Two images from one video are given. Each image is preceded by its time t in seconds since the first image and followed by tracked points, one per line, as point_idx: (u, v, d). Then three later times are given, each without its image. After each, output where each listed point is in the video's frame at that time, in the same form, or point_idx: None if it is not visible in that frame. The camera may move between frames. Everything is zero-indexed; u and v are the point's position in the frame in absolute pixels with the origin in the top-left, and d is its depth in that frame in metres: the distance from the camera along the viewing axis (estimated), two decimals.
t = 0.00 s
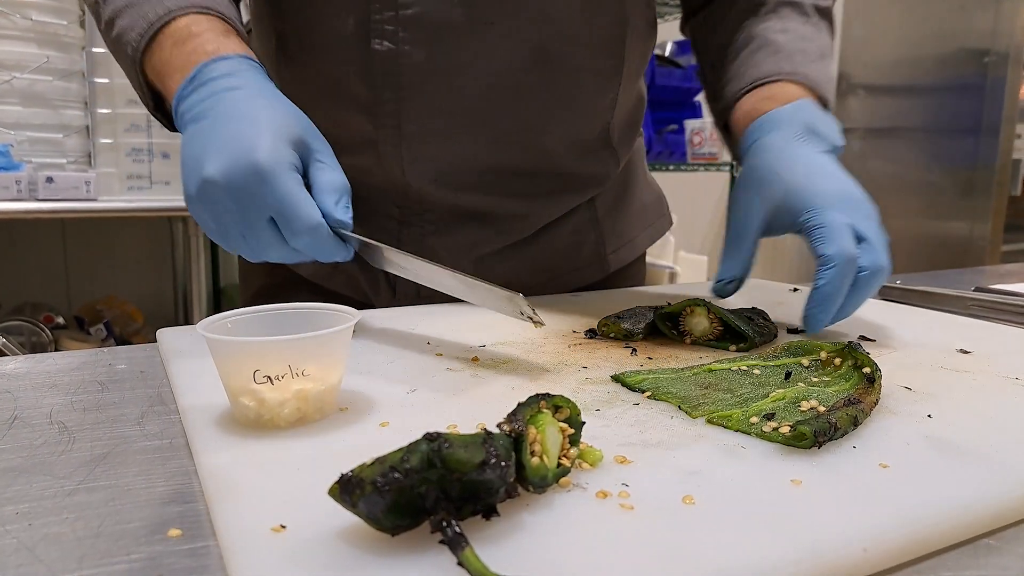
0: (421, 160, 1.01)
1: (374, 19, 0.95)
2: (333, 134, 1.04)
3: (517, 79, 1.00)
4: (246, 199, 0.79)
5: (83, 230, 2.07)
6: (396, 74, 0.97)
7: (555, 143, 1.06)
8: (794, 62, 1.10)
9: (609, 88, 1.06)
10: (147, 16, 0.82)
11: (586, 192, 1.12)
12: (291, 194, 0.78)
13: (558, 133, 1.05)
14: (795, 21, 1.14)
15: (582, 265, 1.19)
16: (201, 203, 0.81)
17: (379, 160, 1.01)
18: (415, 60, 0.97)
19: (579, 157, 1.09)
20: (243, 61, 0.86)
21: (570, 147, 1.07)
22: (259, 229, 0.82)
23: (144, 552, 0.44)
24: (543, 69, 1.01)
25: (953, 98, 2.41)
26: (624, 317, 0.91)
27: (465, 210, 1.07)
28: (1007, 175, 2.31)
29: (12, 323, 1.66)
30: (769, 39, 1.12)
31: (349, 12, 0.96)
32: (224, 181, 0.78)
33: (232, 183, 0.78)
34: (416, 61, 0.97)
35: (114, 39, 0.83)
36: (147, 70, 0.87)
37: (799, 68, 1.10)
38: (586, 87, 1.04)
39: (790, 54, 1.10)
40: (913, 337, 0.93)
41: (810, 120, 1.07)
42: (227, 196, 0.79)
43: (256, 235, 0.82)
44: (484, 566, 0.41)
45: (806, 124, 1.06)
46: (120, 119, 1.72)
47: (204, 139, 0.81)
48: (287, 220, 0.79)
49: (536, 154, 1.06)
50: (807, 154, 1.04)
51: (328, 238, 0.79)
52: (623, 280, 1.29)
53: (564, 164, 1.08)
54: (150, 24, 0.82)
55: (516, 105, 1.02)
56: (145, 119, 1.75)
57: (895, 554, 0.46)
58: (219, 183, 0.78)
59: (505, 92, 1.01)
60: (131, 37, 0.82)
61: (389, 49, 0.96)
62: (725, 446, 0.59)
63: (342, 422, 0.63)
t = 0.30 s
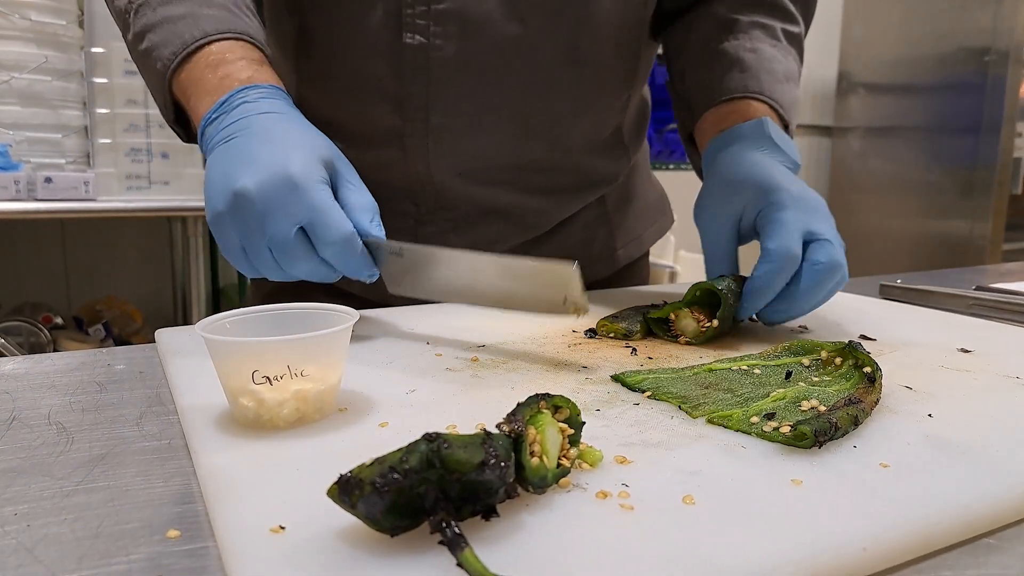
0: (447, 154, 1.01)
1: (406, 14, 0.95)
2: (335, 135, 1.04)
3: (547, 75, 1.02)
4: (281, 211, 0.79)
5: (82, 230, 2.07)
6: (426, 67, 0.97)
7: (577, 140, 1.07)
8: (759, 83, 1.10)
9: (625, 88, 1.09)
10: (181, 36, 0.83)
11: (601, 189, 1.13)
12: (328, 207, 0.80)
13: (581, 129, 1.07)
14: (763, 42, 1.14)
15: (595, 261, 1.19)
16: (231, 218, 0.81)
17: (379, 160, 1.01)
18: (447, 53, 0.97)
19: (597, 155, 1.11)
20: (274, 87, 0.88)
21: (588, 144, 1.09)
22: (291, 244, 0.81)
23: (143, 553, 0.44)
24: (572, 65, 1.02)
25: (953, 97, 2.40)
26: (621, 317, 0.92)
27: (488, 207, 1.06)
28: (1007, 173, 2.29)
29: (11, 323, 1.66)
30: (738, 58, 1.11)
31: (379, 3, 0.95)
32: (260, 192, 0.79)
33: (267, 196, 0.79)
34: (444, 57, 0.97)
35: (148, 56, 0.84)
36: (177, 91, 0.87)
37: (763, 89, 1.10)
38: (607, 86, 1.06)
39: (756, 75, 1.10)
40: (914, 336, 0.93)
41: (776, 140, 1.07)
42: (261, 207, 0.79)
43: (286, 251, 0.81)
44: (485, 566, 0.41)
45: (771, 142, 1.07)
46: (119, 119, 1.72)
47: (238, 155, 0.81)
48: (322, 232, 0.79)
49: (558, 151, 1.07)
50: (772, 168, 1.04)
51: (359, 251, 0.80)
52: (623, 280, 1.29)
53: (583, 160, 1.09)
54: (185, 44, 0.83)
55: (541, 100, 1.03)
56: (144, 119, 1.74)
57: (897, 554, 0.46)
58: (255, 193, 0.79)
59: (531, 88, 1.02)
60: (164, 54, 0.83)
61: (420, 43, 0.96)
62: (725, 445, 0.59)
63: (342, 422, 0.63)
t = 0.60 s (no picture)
0: (466, 157, 1.03)
1: (427, 23, 0.95)
2: (345, 137, 1.06)
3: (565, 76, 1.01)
4: (261, 220, 0.79)
5: (82, 230, 2.07)
6: (449, 73, 0.98)
7: (590, 140, 1.07)
8: (789, 66, 1.04)
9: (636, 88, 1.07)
10: (170, 42, 0.83)
11: (613, 187, 1.14)
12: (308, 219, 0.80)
13: (595, 130, 1.06)
14: (793, 25, 1.09)
15: (607, 259, 1.20)
16: (208, 223, 0.80)
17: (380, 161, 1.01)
18: (467, 58, 0.97)
19: (610, 154, 1.11)
20: (262, 99, 0.88)
21: (602, 143, 1.08)
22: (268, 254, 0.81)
23: (143, 553, 0.44)
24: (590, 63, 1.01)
25: (951, 96, 2.40)
26: (621, 317, 0.92)
27: (506, 206, 1.10)
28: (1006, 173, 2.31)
29: (10, 323, 1.66)
30: (763, 46, 1.07)
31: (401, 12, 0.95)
32: (239, 199, 0.78)
33: (246, 203, 0.79)
34: (466, 64, 0.98)
35: (138, 61, 0.85)
36: (165, 96, 0.88)
37: (795, 71, 1.04)
38: (618, 88, 1.05)
39: (784, 60, 1.05)
40: (913, 336, 0.93)
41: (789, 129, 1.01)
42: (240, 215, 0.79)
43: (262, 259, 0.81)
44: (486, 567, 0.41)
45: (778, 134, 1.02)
46: (118, 118, 1.72)
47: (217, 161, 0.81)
48: (301, 245, 0.80)
49: (573, 152, 1.07)
50: (774, 162, 0.99)
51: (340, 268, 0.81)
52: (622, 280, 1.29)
53: (597, 160, 1.09)
54: (173, 50, 0.83)
55: (554, 101, 1.02)
56: (143, 119, 1.74)
57: (896, 555, 0.46)
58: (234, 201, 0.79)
59: (549, 90, 1.02)
60: (151, 60, 0.83)
61: (441, 52, 0.97)
62: (724, 445, 0.59)
63: (341, 422, 0.63)
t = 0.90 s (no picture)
0: (469, 165, 1.04)
1: (419, 39, 0.97)
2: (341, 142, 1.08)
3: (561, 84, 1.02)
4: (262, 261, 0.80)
5: (81, 229, 2.07)
6: (445, 85, 1.00)
7: (594, 141, 1.07)
8: (822, 71, 1.03)
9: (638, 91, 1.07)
10: (168, 84, 0.86)
11: (622, 184, 1.14)
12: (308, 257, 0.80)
13: (599, 131, 1.06)
14: (825, 19, 1.07)
15: (618, 258, 1.20)
16: (215, 269, 0.83)
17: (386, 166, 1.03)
18: (463, 72, 0.99)
19: (615, 154, 1.10)
20: (262, 138, 0.90)
21: (606, 143, 1.08)
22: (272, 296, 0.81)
23: (141, 552, 0.44)
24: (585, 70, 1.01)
25: (951, 96, 2.40)
26: (621, 317, 0.92)
27: (513, 208, 1.10)
28: (1006, 174, 2.32)
29: (9, 322, 1.66)
30: (793, 51, 1.07)
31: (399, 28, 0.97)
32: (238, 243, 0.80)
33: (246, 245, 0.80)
34: (461, 78, 0.99)
35: (140, 103, 0.88)
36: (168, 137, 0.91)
37: (829, 76, 1.03)
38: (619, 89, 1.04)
39: (816, 65, 1.04)
40: (913, 337, 0.93)
41: (812, 134, 1.00)
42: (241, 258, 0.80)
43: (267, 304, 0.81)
44: (485, 564, 0.42)
45: (802, 139, 1.01)
46: (117, 117, 1.72)
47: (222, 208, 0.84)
48: (296, 288, 0.79)
49: (577, 153, 1.07)
50: (790, 160, 0.99)
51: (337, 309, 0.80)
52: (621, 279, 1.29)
53: (602, 160, 1.10)
54: (170, 92, 0.86)
55: (554, 109, 1.03)
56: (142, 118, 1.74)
57: (893, 555, 0.46)
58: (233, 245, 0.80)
59: (550, 94, 1.02)
60: (151, 101, 0.86)
61: (437, 67, 0.98)
62: (724, 445, 0.59)
63: (341, 421, 0.63)
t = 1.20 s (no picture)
0: (480, 164, 1.04)
1: (431, 46, 0.97)
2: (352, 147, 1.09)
3: (571, 88, 1.02)
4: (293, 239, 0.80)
5: (80, 229, 2.07)
6: (455, 92, 1.00)
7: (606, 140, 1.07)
8: (821, 90, 1.06)
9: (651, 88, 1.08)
10: (207, 86, 0.90)
11: (631, 184, 1.14)
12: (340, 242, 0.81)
13: (611, 131, 1.06)
14: (823, 40, 1.10)
15: (628, 256, 1.20)
16: (233, 220, 0.83)
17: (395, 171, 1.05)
18: (472, 78, 0.99)
19: (623, 154, 1.11)
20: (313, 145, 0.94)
21: (615, 144, 1.09)
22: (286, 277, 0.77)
23: (140, 552, 0.44)
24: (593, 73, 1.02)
25: (950, 96, 2.41)
26: (621, 317, 0.92)
27: (522, 208, 1.10)
28: (1005, 173, 2.32)
29: (8, 322, 1.66)
30: (792, 68, 1.09)
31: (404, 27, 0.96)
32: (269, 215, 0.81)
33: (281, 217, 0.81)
34: (471, 84, 1.00)
35: (178, 105, 0.91)
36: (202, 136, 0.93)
37: (827, 95, 1.06)
38: (627, 91, 1.04)
39: (815, 83, 1.07)
40: (912, 337, 0.92)
41: (822, 146, 1.02)
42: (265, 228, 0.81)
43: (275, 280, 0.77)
44: (484, 564, 0.42)
45: (811, 151, 1.03)
46: (116, 117, 1.72)
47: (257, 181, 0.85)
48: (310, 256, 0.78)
49: (585, 155, 1.07)
50: (809, 161, 1.00)
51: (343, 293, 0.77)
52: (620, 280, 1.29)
53: (611, 161, 1.10)
54: (210, 93, 0.90)
55: (564, 113, 1.03)
56: (142, 117, 1.74)
57: (893, 555, 0.46)
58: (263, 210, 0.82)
59: (558, 98, 1.02)
60: (189, 102, 0.90)
61: (446, 75, 0.99)
62: (723, 445, 0.59)
63: (340, 421, 0.63)
